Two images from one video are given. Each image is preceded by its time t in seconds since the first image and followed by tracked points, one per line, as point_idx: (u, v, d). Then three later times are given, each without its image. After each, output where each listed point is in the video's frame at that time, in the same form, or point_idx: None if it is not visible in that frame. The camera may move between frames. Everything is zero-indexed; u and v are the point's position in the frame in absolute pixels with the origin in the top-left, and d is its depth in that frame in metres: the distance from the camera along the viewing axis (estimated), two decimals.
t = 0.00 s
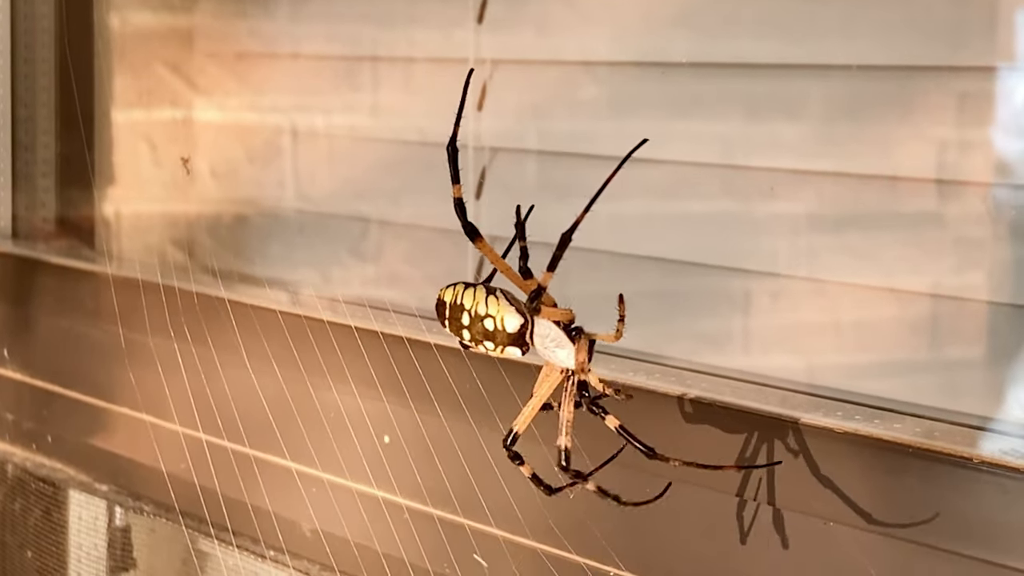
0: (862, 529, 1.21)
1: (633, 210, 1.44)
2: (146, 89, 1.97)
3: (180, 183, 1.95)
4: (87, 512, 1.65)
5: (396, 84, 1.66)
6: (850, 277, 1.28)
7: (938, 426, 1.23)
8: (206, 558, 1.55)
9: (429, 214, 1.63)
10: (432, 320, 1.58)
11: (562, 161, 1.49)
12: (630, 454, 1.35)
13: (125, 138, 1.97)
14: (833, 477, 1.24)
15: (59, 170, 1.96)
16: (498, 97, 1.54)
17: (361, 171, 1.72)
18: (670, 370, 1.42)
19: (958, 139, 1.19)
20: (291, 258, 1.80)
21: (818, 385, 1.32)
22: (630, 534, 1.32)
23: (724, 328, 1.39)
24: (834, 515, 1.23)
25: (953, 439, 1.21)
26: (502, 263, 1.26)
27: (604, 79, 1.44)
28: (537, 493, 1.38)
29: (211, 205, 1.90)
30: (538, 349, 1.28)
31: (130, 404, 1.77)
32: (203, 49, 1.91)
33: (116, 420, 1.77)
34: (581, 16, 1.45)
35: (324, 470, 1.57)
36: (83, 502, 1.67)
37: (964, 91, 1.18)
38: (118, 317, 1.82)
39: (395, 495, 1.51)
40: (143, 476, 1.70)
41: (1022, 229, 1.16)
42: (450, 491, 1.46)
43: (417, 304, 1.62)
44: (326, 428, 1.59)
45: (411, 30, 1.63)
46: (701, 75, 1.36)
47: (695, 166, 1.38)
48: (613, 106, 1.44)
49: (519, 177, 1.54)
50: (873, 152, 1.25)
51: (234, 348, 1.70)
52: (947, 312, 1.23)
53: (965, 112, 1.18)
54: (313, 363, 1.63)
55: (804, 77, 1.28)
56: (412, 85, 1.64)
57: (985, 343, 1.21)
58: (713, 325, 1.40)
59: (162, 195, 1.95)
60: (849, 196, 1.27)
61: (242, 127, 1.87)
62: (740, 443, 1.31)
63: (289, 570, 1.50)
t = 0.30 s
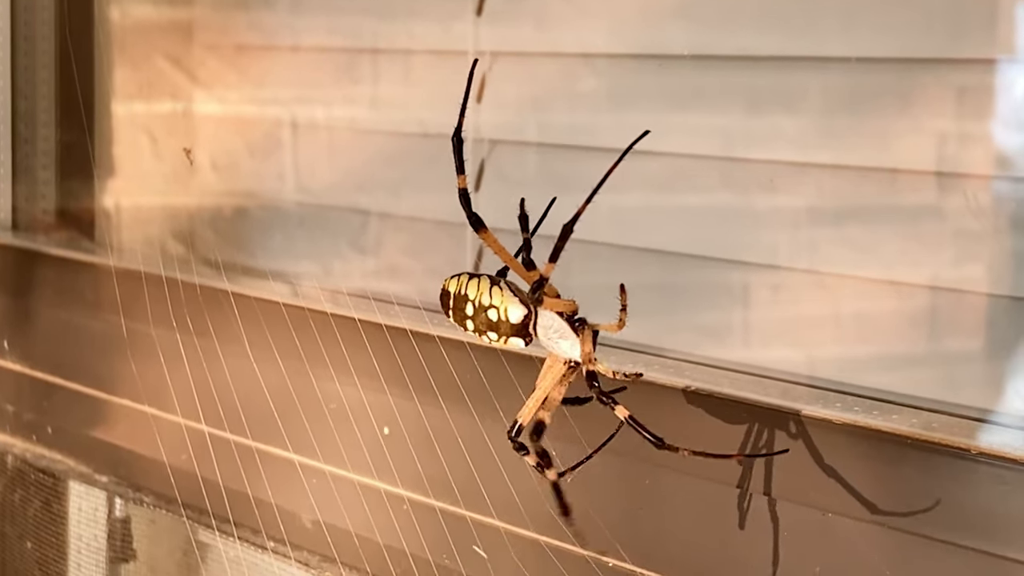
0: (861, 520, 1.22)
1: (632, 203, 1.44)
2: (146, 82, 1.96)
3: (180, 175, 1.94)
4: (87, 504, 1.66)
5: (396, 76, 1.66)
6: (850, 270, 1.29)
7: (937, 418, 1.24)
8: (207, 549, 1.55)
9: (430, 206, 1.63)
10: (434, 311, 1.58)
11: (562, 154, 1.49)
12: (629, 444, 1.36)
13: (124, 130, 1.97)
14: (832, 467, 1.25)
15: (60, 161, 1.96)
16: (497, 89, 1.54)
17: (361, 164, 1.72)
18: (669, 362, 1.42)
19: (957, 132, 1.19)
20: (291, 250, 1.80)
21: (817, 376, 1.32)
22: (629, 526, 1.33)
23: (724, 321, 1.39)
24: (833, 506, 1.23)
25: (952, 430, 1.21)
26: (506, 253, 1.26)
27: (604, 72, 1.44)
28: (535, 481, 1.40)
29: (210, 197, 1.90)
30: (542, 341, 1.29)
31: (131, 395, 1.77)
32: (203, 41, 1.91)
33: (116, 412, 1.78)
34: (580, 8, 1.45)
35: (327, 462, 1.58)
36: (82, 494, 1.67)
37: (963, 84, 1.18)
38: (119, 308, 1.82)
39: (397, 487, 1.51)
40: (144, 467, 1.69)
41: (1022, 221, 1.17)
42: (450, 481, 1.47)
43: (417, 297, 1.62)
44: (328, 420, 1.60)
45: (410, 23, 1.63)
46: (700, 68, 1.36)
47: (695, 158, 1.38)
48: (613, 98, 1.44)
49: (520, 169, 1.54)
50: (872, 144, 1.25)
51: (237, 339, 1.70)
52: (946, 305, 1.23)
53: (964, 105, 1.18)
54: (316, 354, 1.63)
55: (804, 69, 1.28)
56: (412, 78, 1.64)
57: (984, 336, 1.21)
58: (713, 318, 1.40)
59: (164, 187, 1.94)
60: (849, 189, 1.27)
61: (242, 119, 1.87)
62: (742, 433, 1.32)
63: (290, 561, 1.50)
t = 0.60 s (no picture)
0: (860, 513, 1.22)
1: (631, 197, 1.44)
2: (145, 76, 1.96)
3: (179, 168, 1.94)
4: (86, 496, 1.66)
5: (396, 70, 1.66)
6: (849, 264, 1.28)
7: (934, 412, 1.24)
8: (206, 542, 1.56)
9: (429, 200, 1.63)
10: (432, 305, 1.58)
11: (561, 148, 1.49)
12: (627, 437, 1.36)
13: (123, 124, 1.98)
14: (829, 461, 1.26)
15: (58, 154, 1.96)
16: (497, 83, 1.54)
17: (361, 157, 1.72)
18: (666, 355, 1.42)
19: (957, 127, 1.19)
20: (290, 243, 1.80)
21: (815, 370, 1.33)
22: (624, 519, 1.34)
23: (722, 314, 1.39)
24: (831, 499, 1.24)
25: (949, 424, 1.22)
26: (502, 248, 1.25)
27: (603, 65, 1.44)
28: (526, 473, 1.41)
29: (210, 190, 1.90)
30: (536, 337, 1.28)
31: (130, 388, 1.77)
32: (202, 35, 1.90)
33: (115, 405, 1.78)
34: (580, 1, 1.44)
35: (321, 454, 1.59)
36: (80, 486, 1.67)
37: (963, 78, 1.18)
38: (118, 301, 1.82)
39: (391, 478, 1.52)
40: (144, 460, 1.70)
41: (1021, 216, 1.17)
42: (444, 474, 1.48)
43: (415, 290, 1.63)
44: (324, 412, 1.60)
45: (411, 16, 1.63)
46: (700, 61, 1.35)
47: (695, 151, 1.38)
48: (613, 92, 1.43)
49: (519, 163, 1.54)
50: (872, 138, 1.25)
51: (235, 332, 1.70)
52: (945, 299, 1.23)
53: (964, 99, 1.18)
54: (313, 346, 1.63)
55: (804, 63, 1.28)
56: (412, 72, 1.64)
57: (983, 329, 1.21)
58: (711, 312, 1.40)
59: (162, 181, 1.94)
60: (848, 183, 1.27)
61: (241, 112, 1.87)
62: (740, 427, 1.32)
63: (287, 553, 1.51)
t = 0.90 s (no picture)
0: (861, 507, 1.22)
1: (631, 191, 1.44)
2: (145, 70, 1.96)
3: (178, 162, 1.94)
4: (86, 490, 1.66)
5: (395, 65, 1.66)
6: (848, 259, 1.28)
7: (934, 408, 1.24)
8: (206, 536, 1.56)
9: (429, 194, 1.63)
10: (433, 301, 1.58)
11: (561, 143, 1.49)
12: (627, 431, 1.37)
13: (123, 119, 1.98)
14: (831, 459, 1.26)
15: (59, 149, 1.96)
16: (497, 77, 1.53)
17: (360, 152, 1.72)
18: (667, 350, 1.43)
19: (956, 122, 1.19)
20: (290, 238, 1.80)
21: (814, 364, 1.32)
22: (621, 514, 1.34)
23: (723, 309, 1.39)
24: (832, 494, 1.24)
25: (949, 419, 1.23)
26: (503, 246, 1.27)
27: (603, 60, 1.43)
28: (522, 467, 1.42)
29: (209, 184, 1.90)
30: (541, 337, 1.29)
31: (130, 382, 1.78)
32: (202, 29, 1.90)
33: (115, 399, 1.78)
34: None
35: (322, 449, 1.59)
36: (81, 481, 1.67)
37: (963, 74, 1.18)
38: (118, 296, 1.83)
39: (390, 473, 1.53)
40: (144, 454, 1.70)
41: (1020, 212, 1.17)
42: (443, 469, 1.48)
43: (416, 285, 1.63)
44: (325, 407, 1.60)
45: (410, 11, 1.63)
46: (700, 56, 1.35)
47: (695, 146, 1.38)
48: (613, 87, 1.43)
49: (519, 158, 1.54)
50: (871, 133, 1.25)
51: (236, 327, 1.71)
52: (945, 294, 1.23)
53: (963, 94, 1.18)
54: (313, 341, 1.64)
55: (804, 58, 1.28)
56: (411, 66, 1.64)
57: (983, 325, 1.21)
58: (710, 306, 1.40)
59: (162, 175, 1.94)
60: (848, 178, 1.27)
61: (241, 107, 1.86)
62: (741, 428, 1.33)
63: (288, 547, 1.51)
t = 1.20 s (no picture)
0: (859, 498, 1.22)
1: (630, 186, 1.44)
2: (144, 65, 1.96)
3: (177, 158, 1.94)
4: (88, 483, 1.64)
5: (396, 59, 1.66)
6: (848, 253, 1.29)
7: (939, 398, 1.25)
8: (209, 528, 1.54)
9: (429, 189, 1.64)
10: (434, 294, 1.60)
11: (561, 137, 1.49)
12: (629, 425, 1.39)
13: (123, 113, 1.97)
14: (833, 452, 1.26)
15: (60, 143, 1.93)
16: (497, 71, 1.54)
17: (361, 147, 1.72)
18: (667, 343, 1.43)
19: (956, 118, 1.19)
20: (290, 233, 1.80)
21: (814, 356, 1.33)
22: (619, 505, 1.35)
23: (723, 304, 1.39)
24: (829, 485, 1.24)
25: (949, 409, 1.23)
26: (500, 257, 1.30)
27: (603, 55, 1.44)
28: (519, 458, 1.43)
29: (208, 179, 1.90)
30: (544, 330, 1.29)
31: (131, 373, 1.79)
32: (202, 24, 1.91)
33: (116, 393, 1.78)
34: None
35: (322, 440, 1.60)
36: (83, 473, 1.65)
37: (963, 68, 1.18)
38: (119, 287, 1.84)
39: (391, 463, 1.54)
40: (149, 449, 1.69)
41: (1020, 207, 1.17)
42: (444, 459, 1.49)
43: (415, 276, 1.64)
44: (327, 398, 1.61)
45: (410, 6, 1.63)
46: (700, 51, 1.35)
47: (695, 140, 1.38)
48: (613, 81, 1.43)
49: (518, 152, 1.54)
50: (871, 128, 1.25)
51: (237, 319, 1.72)
52: (945, 289, 1.23)
53: (962, 89, 1.18)
54: (315, 332, 1.65)
55: (804, 52, 1.28)
56: (411, 61, 1.64)
57: (982, 320, 1.21)
58: (710, 301, 1.40)
59: (161, 169, 1.94)
60: (848, 173, 1.27)
61: (241, 101, 1.87)
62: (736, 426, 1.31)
63: (289, 540, 1.50)
